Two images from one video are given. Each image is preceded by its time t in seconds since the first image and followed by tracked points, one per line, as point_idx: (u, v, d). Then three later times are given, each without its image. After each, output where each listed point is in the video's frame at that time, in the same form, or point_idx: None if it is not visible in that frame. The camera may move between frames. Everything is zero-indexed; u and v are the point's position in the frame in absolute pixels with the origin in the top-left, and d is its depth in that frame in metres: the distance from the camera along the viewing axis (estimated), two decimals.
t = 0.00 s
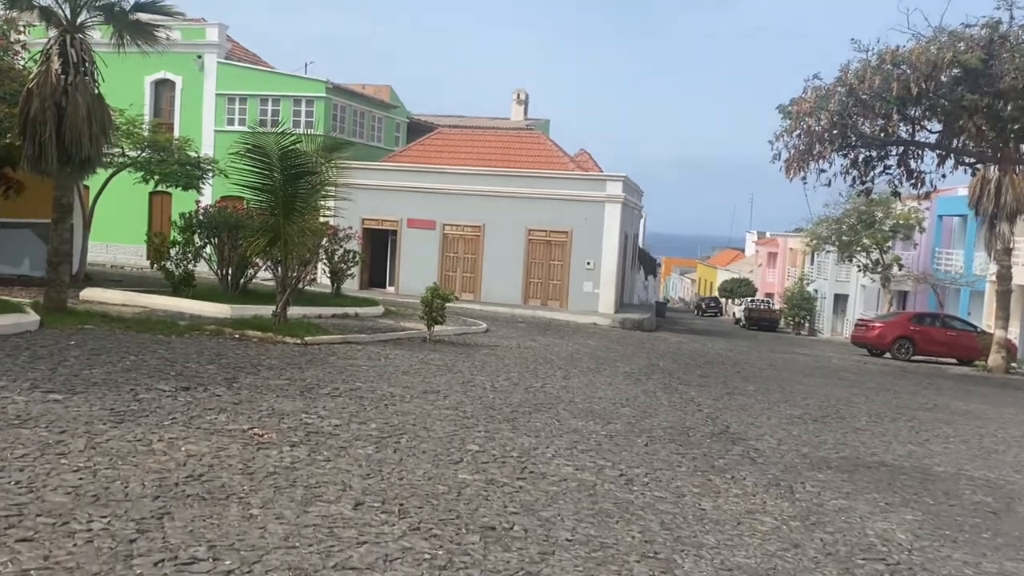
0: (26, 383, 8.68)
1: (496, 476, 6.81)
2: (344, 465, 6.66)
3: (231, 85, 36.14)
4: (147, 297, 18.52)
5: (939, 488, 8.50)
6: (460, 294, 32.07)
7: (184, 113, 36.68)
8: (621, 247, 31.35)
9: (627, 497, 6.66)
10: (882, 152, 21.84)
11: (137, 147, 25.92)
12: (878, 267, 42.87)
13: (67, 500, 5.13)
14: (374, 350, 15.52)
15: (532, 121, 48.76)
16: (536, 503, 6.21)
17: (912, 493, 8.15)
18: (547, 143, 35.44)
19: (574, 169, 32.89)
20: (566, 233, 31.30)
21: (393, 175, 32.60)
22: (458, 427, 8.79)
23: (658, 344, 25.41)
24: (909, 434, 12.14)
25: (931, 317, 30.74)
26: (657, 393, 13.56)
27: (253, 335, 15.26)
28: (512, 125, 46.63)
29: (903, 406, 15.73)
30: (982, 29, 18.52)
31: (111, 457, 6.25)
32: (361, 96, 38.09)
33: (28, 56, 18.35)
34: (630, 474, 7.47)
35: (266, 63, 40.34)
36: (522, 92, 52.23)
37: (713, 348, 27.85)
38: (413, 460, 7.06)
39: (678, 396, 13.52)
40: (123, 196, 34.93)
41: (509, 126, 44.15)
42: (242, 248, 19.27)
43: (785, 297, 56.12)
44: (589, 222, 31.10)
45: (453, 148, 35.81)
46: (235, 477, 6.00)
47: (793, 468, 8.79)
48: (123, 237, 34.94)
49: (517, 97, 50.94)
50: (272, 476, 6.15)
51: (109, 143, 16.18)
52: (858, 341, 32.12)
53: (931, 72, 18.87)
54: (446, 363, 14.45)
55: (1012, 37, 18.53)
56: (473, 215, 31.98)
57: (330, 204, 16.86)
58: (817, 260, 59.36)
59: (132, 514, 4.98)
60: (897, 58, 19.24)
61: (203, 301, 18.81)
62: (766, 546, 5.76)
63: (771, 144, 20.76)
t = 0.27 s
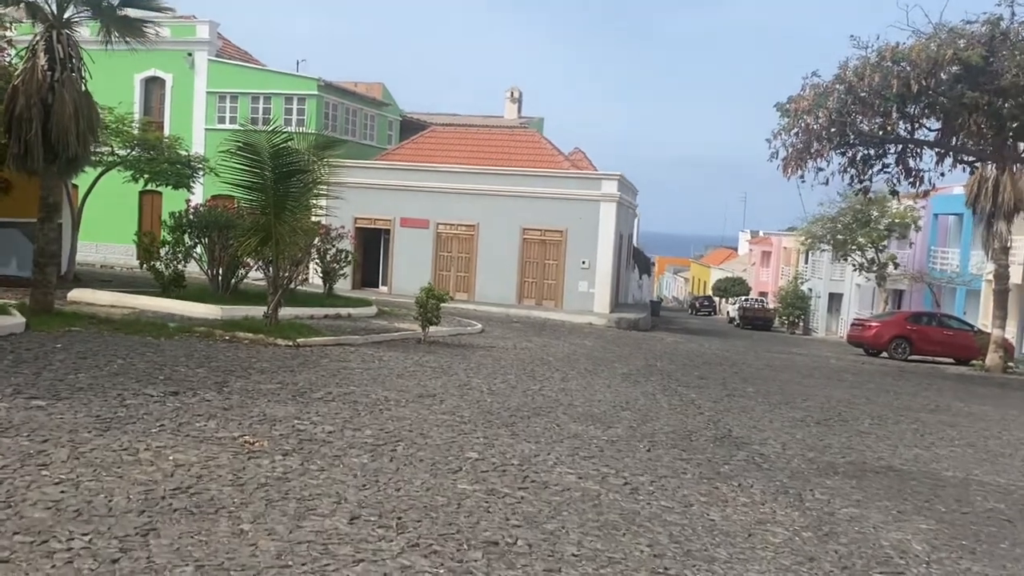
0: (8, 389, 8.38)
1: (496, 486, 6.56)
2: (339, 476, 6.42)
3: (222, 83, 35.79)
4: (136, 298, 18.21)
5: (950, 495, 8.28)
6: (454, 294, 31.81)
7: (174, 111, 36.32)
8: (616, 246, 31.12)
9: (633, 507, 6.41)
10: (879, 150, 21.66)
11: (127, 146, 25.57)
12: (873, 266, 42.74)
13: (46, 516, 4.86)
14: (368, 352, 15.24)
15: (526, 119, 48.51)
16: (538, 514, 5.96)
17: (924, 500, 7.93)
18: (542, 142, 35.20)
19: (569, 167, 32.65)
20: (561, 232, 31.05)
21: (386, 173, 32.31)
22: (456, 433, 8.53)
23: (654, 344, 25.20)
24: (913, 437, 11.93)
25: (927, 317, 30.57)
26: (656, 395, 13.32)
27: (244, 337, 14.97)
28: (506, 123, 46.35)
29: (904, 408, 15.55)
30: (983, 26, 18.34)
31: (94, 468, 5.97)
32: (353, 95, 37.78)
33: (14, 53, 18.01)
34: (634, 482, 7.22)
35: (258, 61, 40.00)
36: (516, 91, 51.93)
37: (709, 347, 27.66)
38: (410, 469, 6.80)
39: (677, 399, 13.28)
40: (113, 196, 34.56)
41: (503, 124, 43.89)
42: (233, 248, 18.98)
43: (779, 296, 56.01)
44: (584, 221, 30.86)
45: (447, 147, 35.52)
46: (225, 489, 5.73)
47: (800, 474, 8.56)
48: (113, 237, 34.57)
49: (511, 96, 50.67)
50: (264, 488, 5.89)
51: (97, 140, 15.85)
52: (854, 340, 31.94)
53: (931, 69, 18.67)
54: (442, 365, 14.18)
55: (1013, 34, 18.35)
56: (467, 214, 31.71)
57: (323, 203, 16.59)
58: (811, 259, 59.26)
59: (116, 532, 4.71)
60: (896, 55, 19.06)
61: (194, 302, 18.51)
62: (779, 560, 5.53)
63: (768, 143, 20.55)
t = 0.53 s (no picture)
0: None
1: (492, 492, 6.36)
2: (329, 483, 6.20)
3: (210, 80, 35.43)
4: (121, 297, 17.91)
5: (954, 497, 8.13)
6: (444, 293, 31.58)
7: (161, 109, 35.92)
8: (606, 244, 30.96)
9: (634, 514, 6.22)
10: (872, 148, 21.57)
11: (113, 143, 25.21)
12: (863, 265, 42.74)
13: (21, 529, 4.62)
14: (358, 352, 15.00)
15: (516, 118, 48.31)
16: (537, 522, 5.76)
17: (928, 504, 7.78)
18: (532, 140, 35.01)
19: (560, 165, 32.47)
20: (551, 231, 30.86)
21: (375, 171, 32.05)
22: (449, 436, 8.32)
23: (646, 343, 25.04)
24: (912, 437, 11.78)
25: (918, 315, 30.52)
26: (652, 395, 13.14)
27: (231, 337, 14.70)
28: (495, 122, 46.11)
29: (899, 407, 15.44)
30: (977, 23, 18.27)
31: (73, 476, 5.73)
32: (342, 92, 37.48)
33: None
34: (634, 487, 7.04)
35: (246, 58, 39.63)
36: (506, 89, 51.71)
37: (701, 346, 27.53)
38: (403, 475, 6.58)
39: (672, 399, 13.11)
40: (99, 194, 34.15)
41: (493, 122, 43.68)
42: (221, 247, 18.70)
43: (769, 295, 56.00)
44: (575, 219, 30.68)
45: (437, 145, 35.28)
46: (211, 498, 5.50)
47: (801, 477, 8.39)
48: (99, 236, 34.17)
49: (501, 94, 50.45)
50: (251, 496, 5.66)
51: (81, 137, 15.55)
52: (845, 339, 31.85)
53: (925, 67, 18.58)
54: (433, 365, 13.95)
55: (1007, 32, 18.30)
56: (457, 212, 31.47)
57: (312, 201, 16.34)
58: (801, 258, 59.29)
59: (95, 545, 4.48)
60: (890, 53, 18.96)
61: (181, 301, 18.21)
62: (787, 568, 5.35)
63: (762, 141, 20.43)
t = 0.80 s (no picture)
0: None
1: (485, 503, 6.10)
2: (315, 493, 5.94)
3: (195, 78, 35.01)
4: (103, 298, 17.53)
5: (957, 505, 7.94)
6: (431, 294, 31.28)
7: (145, 107, 35.47)
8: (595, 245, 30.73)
9: (633, 526, 5.97)
10: (864, 149, 21.43)
11: (95, 142, 24.77)
12: (851, 266, 42.71)
13: None
14: (344, 354, 14.69)
15: (504, 118, 48.05)
16: (533, 535, 5.51)
17: (931, 512, 7.57)
18: (520, 140, 34.77)
19: (548, 166, 32.23)
20: (540, 231, 30.62)
21: (362, 171, 31.73)
22: (439, 443, 8.06)
23: (636, 345, 24.84)
24: (909, 442, 11.58)
25: (907, 317, 30.44)
26: (645, 399, 12.91)
27: (215, 339, 14.38)
28: (484, 122, 45.84)
29: (893, 410, 15.27)
30: (971, 23, 18.14)
31: (43, 488, 5.43)
32: (329, 91, 37.13)
33: None
34: (631, 497, 6.79)
35: (232, 56, 39.21)
36: (494, 89, 51.45)
37: (690, 348, 27.34)
38: (392, 485, 6.32)
39: (665, 402, 12.88)
40: (81, 193, 33.67)
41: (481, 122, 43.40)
42: (205, 247, 18.35)
43: (758, 296, 55.95)
44: (563, 219, 30.45)
45: (425, 145, 34.98)
46: (190, 511, 5.23)
47: (801, 484, 8.18)
48: (81, 235, 33.69)
49: (489, 94, 50.18)
50: (233, 508, 5.39)
51: (61, 134, 15.18)
52: (834, 341, 31.72)
53: (918, 67, 18.46)
54: (422, 368, 13.67)
55: (1000, 32, 18.24)
56: (445, 212, 31.19)
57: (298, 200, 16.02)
58: (789, 259, 59.29)
59: (63, 565, 4.20)
60: (883, 53, 18.82)
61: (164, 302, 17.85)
62: None
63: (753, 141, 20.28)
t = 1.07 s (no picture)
0: None
1: (465, 514, 5.87)
2: (287, 506, 5.68)
3: (166, 77, 34.45)
4: (69, 300, 17.09)
5: (944, 511, 7.82)
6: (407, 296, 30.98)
7: (116, 106, 34.87)
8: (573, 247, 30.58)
9: (618, 537, 5.77)
10: (841, 151, 21.44)
11: (63, 141, 24.21)
12: (826, 268, 42.91)
13: None
14: (318, 358, 14.37)
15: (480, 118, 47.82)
16: (516, 549, 5.28)
17: (919, 518, 7.44)
18: (497, 141, 34.54)
19: (525, 167, 32.03)
20: (517, 233, 30.41)
21: (337, 172, 31.34)
22: (417, 451, 7.81)
23: (614, 347, 24.69)
24: (890, 445, 11.48)
25: (882, 318, 30.55)
26: (624, 402, 12.73)
27: (185, 343, 14.02)
28: (460, 122, 45.56)
29: (872, 412, 15.22)
30: (948, 25, 18.18)
31: None
32: (304, 91, 36.71)
33: None
34: (616, 505, 6.60)
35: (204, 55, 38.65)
36: (470, 90, 51.19)
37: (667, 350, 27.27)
38: (368, 496, 6.07)
39: (646, 406, 12.71)
40: (49, 193, 33.01)
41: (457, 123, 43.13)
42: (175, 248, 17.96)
43: (733, 297, 56.12)
44: (541, 221, 30.26)
45: (401, 145, 34.65)
46: (153, 528, 4.96)
47: (786, 490, 8.02)
48: (49, 236, 33.03)
49: (465, 95, 49.93)
50: (199, 524, 5.12)
51: (26, 132, 14.73)
52: (810, 342, 31.75)
53: (895, 69, 18.49)
54: (397, 372, 13.39)
55: (975, 35, 18.29)
56: (421, 214, 30.89)
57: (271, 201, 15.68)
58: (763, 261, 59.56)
59: None
60: (860, 54, 18.82)
61: (133, 305, 17.44)
62: None
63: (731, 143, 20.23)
